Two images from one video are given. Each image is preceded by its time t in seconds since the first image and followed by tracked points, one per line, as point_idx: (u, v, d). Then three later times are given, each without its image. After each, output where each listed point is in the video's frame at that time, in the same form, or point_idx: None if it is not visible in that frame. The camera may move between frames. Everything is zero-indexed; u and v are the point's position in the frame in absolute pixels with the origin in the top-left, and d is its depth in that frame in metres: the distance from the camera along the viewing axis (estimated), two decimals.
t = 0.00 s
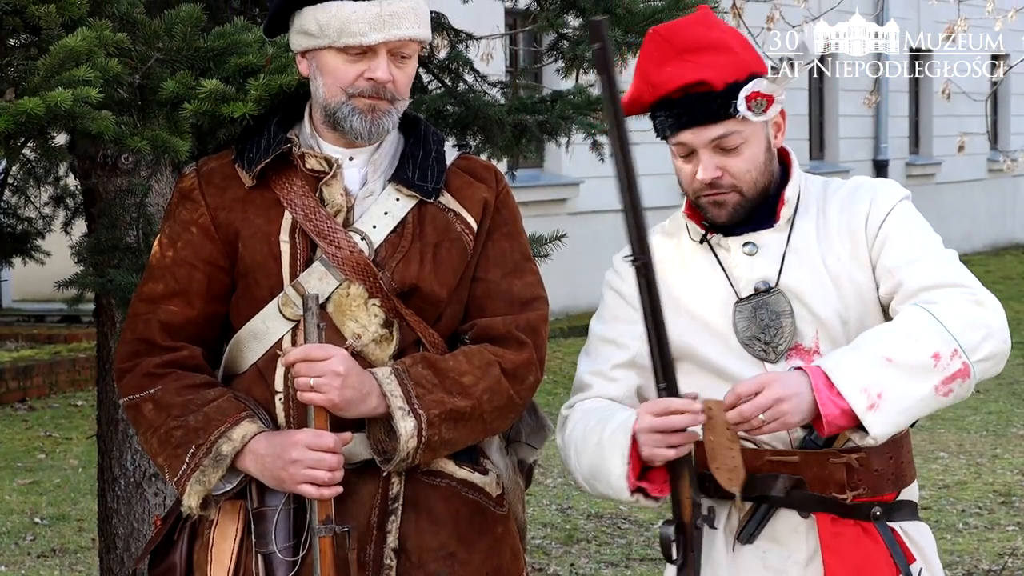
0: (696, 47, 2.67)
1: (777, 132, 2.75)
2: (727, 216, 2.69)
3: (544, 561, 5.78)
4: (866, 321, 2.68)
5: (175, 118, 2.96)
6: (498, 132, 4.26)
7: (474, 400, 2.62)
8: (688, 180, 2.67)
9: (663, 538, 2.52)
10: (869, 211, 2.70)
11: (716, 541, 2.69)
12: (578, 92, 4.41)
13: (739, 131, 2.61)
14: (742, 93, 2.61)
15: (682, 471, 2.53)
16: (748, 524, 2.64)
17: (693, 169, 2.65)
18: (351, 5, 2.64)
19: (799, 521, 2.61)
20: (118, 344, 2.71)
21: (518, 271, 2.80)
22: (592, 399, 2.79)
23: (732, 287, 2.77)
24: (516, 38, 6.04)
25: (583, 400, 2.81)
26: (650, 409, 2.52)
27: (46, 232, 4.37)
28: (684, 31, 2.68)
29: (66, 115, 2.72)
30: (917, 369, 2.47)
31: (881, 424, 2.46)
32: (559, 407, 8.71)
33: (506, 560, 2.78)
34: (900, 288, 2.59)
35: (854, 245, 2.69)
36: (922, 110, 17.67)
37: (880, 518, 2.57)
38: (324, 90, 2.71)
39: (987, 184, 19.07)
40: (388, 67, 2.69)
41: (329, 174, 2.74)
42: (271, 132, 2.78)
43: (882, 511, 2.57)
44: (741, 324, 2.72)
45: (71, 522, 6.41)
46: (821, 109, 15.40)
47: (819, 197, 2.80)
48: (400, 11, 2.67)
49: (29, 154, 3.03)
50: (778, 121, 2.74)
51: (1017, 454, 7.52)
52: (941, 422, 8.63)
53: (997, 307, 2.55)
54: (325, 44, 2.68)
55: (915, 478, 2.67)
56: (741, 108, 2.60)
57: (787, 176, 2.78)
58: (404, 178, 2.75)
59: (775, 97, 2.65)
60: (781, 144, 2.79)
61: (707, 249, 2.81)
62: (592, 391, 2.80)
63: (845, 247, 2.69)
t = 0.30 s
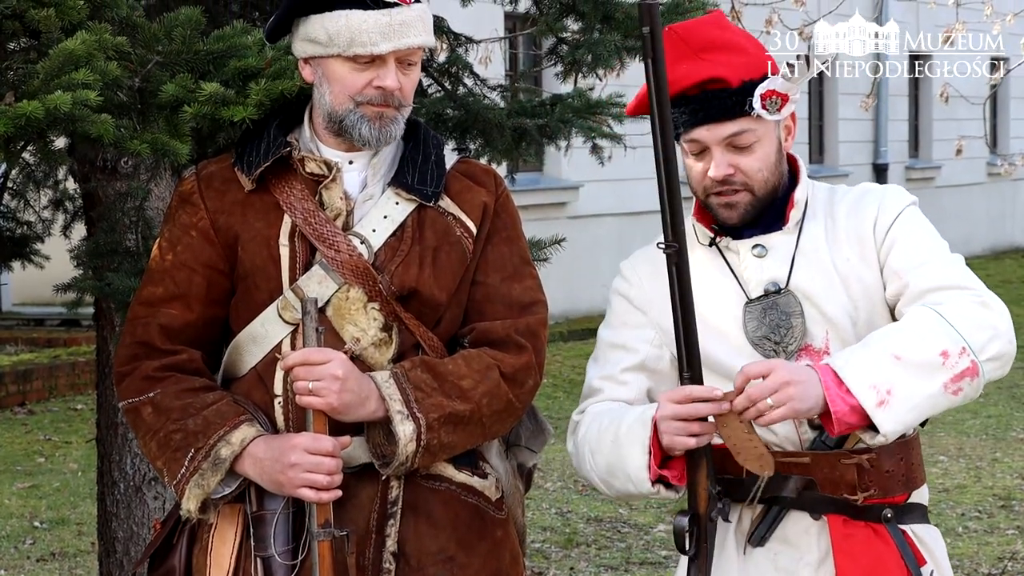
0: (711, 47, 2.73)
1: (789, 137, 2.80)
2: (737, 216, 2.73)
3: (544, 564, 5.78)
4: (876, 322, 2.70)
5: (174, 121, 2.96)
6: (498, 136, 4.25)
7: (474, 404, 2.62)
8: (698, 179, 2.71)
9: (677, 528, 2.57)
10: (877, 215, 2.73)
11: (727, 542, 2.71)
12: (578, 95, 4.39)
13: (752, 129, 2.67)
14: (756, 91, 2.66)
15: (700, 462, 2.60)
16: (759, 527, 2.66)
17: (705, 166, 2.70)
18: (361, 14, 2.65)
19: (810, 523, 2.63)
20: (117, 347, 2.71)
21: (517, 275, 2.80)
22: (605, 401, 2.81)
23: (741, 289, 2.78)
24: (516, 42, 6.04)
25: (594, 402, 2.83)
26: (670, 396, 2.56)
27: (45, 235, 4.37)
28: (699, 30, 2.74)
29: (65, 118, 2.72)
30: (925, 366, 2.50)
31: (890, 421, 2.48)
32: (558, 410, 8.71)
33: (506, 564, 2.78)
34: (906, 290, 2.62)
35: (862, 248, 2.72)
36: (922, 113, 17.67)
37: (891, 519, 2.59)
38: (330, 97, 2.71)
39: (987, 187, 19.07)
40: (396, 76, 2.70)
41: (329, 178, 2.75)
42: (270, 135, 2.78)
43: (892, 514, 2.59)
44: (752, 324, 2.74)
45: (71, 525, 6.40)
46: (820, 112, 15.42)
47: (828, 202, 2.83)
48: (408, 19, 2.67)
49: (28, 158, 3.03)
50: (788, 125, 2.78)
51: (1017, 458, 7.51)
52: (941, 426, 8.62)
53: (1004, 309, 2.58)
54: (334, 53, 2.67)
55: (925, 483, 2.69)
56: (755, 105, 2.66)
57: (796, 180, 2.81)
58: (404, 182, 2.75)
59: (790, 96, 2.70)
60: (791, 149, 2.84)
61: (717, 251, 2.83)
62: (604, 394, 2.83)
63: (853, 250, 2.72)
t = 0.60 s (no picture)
0: (722, 46, 2.74)
1: (797, 139, 2.80)
2: (743, 215, 2.73)
3: (544, 568, 5.78)
4: (879, 324, 2.70)
5: (174, 125, 2.96)
6: (497, 139, 4.27)
7: (473, 408, 2.62)
8: (705, 178, 2.71)
9: (676, 529, 2.58)
10: (884, 217, 2.73)
11: (729, 545, 2.71)
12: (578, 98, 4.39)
13: (760, 127, 2.67)
14: (764, 90, 2.66)
15: (699, 462, 2.61)
16: (761, 530, 2.66)
17: (712, 165, 2.70)
18: (364, 21, 2.64)
19: (812, 526, 2.63)
20: (116, 351, 2.71)
21: (517, 278, 2.80)
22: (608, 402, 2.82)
23: (746, 291, 2.79)
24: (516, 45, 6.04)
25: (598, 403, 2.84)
26: (669, 398, 2.57)
27: (44, 239, 4.37)
28: (711, 30, 2.75)
29: (65, 122, 2.72)
30: (922, 369, 2.50)
31: (885, 424, 2.49)
32: (558, 414, 8.71)
33: (506, 568, 2.78)
34: (909, 293, 2.62)
35: (867, 250, 2.72)
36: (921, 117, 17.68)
37: (893, 522, 2.58)
38: (332, 102, 2.71)
39: (986, 191, 19.08)
40: (399, 81, 2.69)
41: (328, 181, 2.75)
42: (269, 138, 2.78)
43: (895, 517, 2.58)
44: (756, 327, 2.75)
45: (71, 529, 6.40)
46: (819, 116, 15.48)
47: (835, 205, 2.83)
48: (411, 26, 2.67)
49: (28, 161, 3.03)
50: (796, 127, 2.78)
51: (1016, 462, 7.51)
52: (940, 429, 8.62)
53: (1005, 312, 2.58)
54: (337, 59, 2.67)
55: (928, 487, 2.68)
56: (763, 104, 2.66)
57: (803, 181, 2.82)
58: (403, 186, 2.75)
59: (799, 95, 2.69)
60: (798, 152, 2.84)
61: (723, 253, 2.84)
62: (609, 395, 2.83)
63: (858, 252, 2.72)
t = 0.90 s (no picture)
0: (723, 47, 2.74)
1: (798, 141, 2.80)
2: (744, 217, 2.72)
3: (543, 570, 5.78)
4: (880, 326, 2.70)
5: (174, 128, 2.96)
6: (497, 142, 4.26)
7: (473, 410, 2.62)
8: (706, 179, 2.71)
9: (671, 527, 2.59)
10: (884, 219, 2.73)
11: (729, 548, 2.72)
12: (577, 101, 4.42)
13: (760, 129, 2.67)
14: (766, 91, 2.66)
15: (695, 460, 2.61)
16: (760, 532, 2.66)
17: (713, 166, 2.70)
18: (365, 23, 2.64)
19: (812, 529, 2.62)
20: (116, 354, 2.71)
21: (517, 280, 2.80)
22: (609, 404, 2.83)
23: (746, 294, 2.79)
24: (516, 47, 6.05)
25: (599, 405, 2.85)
26: (664, 397, 2.58)
27: (44, 241, 4.38)
28: (713, 32, 2.75)
29: (64, 125, 2.71)
30: (913, 374, 2.51)
31: (879, 431, 2.49)
32: (558, 416, 8.71)
33: (506, 570, 2.77)
34: (907, 296, 2.62)
35: (867, 253, 2.72)
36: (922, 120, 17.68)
37: (893, 525, 2.58)
38: (333, 105, 2.71)
39: (986, 193, 19.08)
40: (399, 84, 2.70)
41: (328, 184, 2.74)
42: (269, 141, 2.78)
43: (895, 520, 2.58)
44: (756, 330, 2.75)
45: (71, 532, 6.40)
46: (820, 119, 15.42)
47: (836, 207, 2.83)
48: (412, 29, 2.67)
49: (28, 164, 3.03)
50: (797, 129, 2.78)
51: (1016, 464, 7.51)
52: (940, 432, 8.62)
53: (1000, 315, 2.58)
54: (337, 62, 2.67)
55: (929, 489, 2.68)
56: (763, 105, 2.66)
57: (804, 185, 2.82)
58: (403, 188, 2.75)
59: (800, 97, 2.71)
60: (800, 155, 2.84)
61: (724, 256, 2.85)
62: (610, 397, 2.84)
63: (858, 255, 2.72)
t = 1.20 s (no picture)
0: (721, 50, 2.74)
1: (797, 144, 2.80)
2: (742, 219, 2.73)
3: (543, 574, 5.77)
4: (879, 330, 2.70)
5: (174, 131, 2.94)
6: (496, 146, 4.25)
7: (472, 413, 2.62)
8: (705, 183, 2.71)
9: (671, 528, 2.59)
10: (883, 222, 2.73)
11: (730, 552, 2.72)
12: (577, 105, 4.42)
13: (758, 132, 2.67)
14: (763, 94, 2.66)
15: (693, 460, 2.60)
16: (761, 537, 2.66)
17: (711, 170, 2.70)
18: (363, 26, 2.64)
19: (812, 532, 2.63)
20: (115, 356, 2.71)
21: (517, 283, 2.80)
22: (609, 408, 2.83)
23: (746, 298, 2.79)
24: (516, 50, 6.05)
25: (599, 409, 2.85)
26: (659, 398, 2.58)
27: (44, 244, 4.38)
28: (711, 34, 2.75)
29: (63, 128, 2.71)
30: (912, 383, 2.51)
31: (879, 441, 2.49)
32: (558, 419, 8.71)
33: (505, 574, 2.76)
34: (905, 300, 2.62)
35: (866, 256, 2.72)
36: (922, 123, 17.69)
37: (894, 529, 2.57)
38: (331, 108, 2.71)
39: (986, 196, 19.08)
40: (397, 87, 2.70)
41: (326, 187, 2.75)
42: (268, 144, 2.78)
43: (896, 523, 2.58)
44: (755, 334, 2.75)
45: (70, 535, 6.40)
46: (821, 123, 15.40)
47: (835, 211, 2.83)
48: (410, 32, 2.67)
49: (27, 167, 3.03)
50: (796, 131, 2.78)
51: (1016, 468, 7.51)
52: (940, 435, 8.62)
53: (997, 317, 2.57)
54: (335, 64, 2.67)
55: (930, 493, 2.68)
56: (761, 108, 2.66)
57: (803, 188, 2.82)
58: (402, 191, 2.75)
59: (797, 99, 2.71)
60: (799, 157, 2.84)
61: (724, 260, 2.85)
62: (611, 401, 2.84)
63: (857, 258, 2.72)
